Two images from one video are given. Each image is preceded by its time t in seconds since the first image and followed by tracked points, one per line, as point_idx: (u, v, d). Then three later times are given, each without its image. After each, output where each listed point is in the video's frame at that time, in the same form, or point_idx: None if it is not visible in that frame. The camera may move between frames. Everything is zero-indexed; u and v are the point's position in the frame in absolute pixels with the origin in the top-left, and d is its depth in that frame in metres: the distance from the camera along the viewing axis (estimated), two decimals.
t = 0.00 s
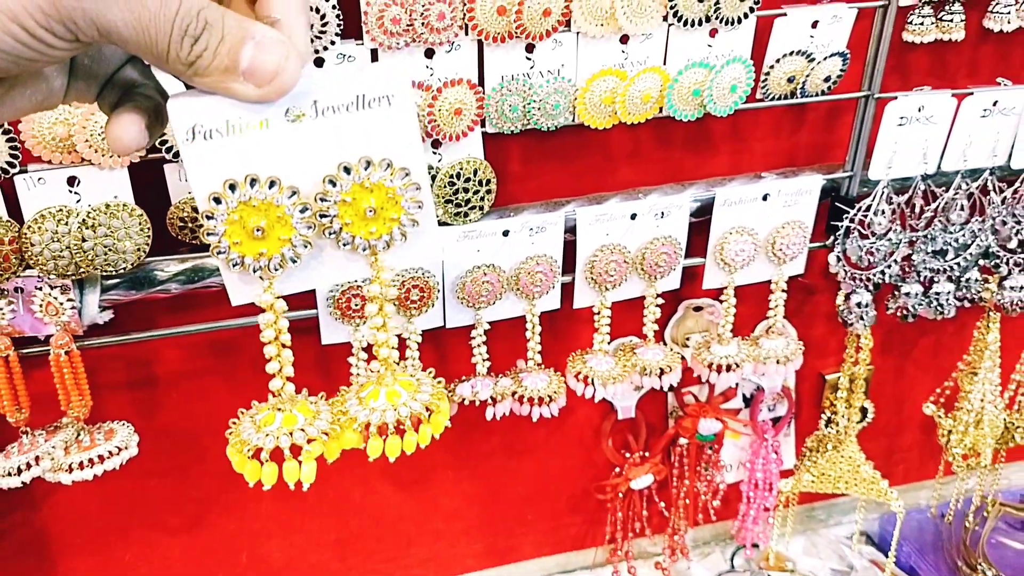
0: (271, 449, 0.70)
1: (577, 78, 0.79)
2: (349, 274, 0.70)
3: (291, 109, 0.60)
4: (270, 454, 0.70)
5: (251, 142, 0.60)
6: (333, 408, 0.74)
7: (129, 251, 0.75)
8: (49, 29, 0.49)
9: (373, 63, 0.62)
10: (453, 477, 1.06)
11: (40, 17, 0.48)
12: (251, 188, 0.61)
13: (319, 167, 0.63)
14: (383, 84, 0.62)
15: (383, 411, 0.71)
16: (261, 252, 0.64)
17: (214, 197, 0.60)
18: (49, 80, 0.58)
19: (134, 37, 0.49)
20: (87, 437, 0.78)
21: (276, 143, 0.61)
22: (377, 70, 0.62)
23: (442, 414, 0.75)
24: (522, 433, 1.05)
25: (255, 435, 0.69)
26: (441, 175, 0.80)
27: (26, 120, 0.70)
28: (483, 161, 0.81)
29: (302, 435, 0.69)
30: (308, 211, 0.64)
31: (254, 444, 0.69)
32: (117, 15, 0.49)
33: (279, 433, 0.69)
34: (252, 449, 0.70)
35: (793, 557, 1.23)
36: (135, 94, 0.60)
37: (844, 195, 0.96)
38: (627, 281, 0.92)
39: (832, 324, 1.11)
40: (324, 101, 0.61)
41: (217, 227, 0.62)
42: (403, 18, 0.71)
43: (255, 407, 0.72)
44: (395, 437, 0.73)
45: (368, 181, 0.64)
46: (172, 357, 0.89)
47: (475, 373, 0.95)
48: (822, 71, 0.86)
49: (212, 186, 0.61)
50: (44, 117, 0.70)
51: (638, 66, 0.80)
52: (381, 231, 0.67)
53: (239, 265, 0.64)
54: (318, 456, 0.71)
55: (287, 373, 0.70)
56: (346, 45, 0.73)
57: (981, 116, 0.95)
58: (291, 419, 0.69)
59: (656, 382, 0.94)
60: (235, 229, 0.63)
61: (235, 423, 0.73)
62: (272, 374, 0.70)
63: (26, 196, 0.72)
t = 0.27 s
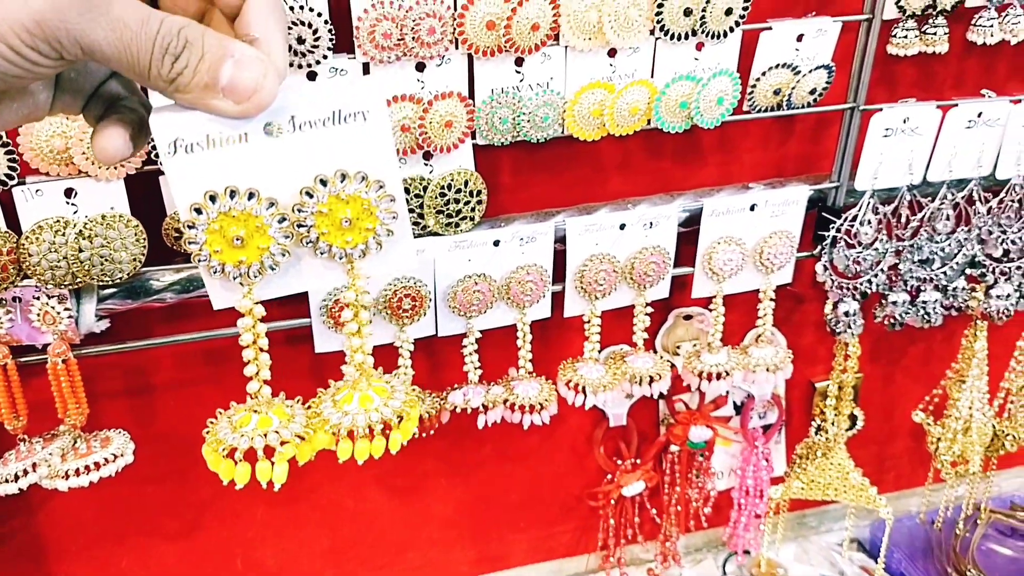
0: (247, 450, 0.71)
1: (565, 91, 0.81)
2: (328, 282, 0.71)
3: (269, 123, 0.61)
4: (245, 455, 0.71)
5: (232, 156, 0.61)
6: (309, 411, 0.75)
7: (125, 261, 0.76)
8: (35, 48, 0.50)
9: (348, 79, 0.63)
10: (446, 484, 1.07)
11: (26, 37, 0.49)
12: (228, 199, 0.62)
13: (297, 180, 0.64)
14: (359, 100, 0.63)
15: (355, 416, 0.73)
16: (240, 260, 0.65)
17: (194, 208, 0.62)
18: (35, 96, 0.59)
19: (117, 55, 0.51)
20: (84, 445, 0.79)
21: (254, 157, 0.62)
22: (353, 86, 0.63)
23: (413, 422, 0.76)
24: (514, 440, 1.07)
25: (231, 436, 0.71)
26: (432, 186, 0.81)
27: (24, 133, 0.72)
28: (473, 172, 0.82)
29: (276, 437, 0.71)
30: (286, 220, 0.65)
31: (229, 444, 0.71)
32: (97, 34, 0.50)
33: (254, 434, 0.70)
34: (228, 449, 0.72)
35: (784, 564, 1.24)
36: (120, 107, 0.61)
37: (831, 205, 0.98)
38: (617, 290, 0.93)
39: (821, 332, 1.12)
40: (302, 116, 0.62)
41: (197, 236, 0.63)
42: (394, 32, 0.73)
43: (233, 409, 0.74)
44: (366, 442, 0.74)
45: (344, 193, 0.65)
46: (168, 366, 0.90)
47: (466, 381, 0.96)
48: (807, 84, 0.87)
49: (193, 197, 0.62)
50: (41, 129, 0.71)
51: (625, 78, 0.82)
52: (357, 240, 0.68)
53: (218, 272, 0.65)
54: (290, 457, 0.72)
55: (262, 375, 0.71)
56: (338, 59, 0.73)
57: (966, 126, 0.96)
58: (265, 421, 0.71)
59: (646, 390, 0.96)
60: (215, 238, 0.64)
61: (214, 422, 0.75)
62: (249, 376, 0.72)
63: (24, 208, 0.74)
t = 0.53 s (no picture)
0: (220, 458, 0.73)
1: (548, 106, 0.83)
2: (295, 296, 0.74)
3: (238, 145, 0.64)
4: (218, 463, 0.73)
5: (201, 175, 0.64)
6: (280, 420, 0.77)
7: (117, 274, 0.78)
8: (13, 75, 0.52)
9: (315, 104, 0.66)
10: (435, 492, 1.08)
11: (5, 65, 0.51)
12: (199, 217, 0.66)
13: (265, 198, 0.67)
14: (324, 123, 0.67)
15: (323, 423, 0.74)
16: (211, 275, 0.68)
17: (167, 224, 0.65)
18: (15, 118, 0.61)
19: (92, 82, 0.53)
20: (77, 454, 0.81)
21: (224, 177, 0.65)
22: (317, 110, 0.66)
23: (382, 428, 0.77)
24: (502, 448, 1.08)
25: (204, 445, 0.72)
26: (417, 200, 0.83)
27: (17, 150, 0.73)
28: (459, 186, 0.83)
29: (247, 445, 0.73)
30: (254, 237, 0.68)
31: (202, 453, 0.73)
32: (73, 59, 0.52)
33: (226, 443, 0.72)
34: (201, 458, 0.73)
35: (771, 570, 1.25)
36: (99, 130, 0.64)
37: (812, 217, 0.99)
38: (601, 301, 0.94)
39: (805, 341, 1.14)
40: (269, 138, 0.65)
41: (169, 252, 0.66)
42: (380, 50, 0.74)
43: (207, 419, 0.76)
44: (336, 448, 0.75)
45: (310, 211, 0.68)
46: (161, 376, 0.91)
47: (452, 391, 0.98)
48: (787, 99, 0.89)
49: (166, 214, 0.65)
50: (34, 145, 0.73)
51: (607, 94, 0.83)
52: (324, 255, 0.70)
53: (190, 286, 0.68)
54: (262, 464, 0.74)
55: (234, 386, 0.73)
56: (324, 76, 0.73)
57: (944, 139, 0.97)
58: (237, 430, 0.73)
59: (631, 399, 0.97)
60: (186, 253, 0.67)
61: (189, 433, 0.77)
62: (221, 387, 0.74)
63: (17, 222, 0.75)
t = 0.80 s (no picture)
0: (199, 452, 0.75)
1: (534, 115, 0.84)
2: (272, 297, 0.76)
3: (215, 155, 0.66)
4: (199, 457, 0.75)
5: (180, 183, 0.66)
6: (259, 414, 0.79)
7: (109, 280, 0.79)
8: None
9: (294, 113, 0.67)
10: (425, 495, 1.10)
11: None
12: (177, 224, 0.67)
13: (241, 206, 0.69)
14: (301, 133, 0.68)
15: (300, 418, 0.76)
16: (189, 278, 0.70)
17: (145, 230, 0.67)
18: None
19: (72, 93, 0.54)
20: (71, 457, 0.82)
21: (202, 185, 0.67)
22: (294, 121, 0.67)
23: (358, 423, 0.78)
24: (492, 451, 1.10)
25: (184, 440, 0.74)
26: (405, 208, 0.84)
27: (12, 158, 0.75)
28: (446, 194, 0.85)
29: (225, 440, 0.75)
30: (231, 242, 0.69)
31: (183, 447, 0.75)
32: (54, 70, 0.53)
33: (205, 438, 0.74)
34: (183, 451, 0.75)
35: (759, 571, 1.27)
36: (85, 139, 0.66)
37: (796, 223, 1.01)
38: (588, 306, 0.96)
39: (792, 346, 1.15)
40: (245, 148, 0.66)
41: (149, 256, 0.68)
42: (367, 61, 0.76)
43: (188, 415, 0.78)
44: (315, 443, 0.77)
45: (285, 218, 0.70)
46: (153, 381, 0.93)
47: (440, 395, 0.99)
48: (769, 107, 0.91)
49: (145, 221, 0.67)
50: (28, 154, 0.75)
51: (592, 103, 0.85)
52: (298, 260, 0.72)
53: (168, 288, 0.70)
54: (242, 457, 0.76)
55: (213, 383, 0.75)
56: (314, 86, 0.77)
57: (926, 147, 0.99)
58: (217, 424, 0.75)
59: (617, 403, 0.98)
60: (166, 257, 0.69)
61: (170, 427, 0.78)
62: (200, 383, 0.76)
63: (12, 230, 0.77)
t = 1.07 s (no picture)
0: (178, 457, 0.77)
1: (523, 128, 0.86)
2: (247, 313, 0.78)
3: (196, 180, 0.68)
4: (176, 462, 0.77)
5: (163, 205, 0.68)
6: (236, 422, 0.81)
7: (107, 290, 0.81)
8: None
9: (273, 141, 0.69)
10: (418, 499, 1.11)
11: None
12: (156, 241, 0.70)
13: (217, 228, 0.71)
14: (275, 164, 0.70)
15: (273, 429, 0.78)
16: (167, 292, 0.72)
17: (127, 246, 0.69)
18: None
19: (61, 118, 0.56)
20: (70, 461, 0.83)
21: (181, 207, 0.69)
22: (271, 153, 0.69)
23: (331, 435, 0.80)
24: (484, 456, 1.11)
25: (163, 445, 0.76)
26: (397, 219, 0.86)
27: (12, 171, 0.77)
28: (437, 205, 0.87)
29: (201, 446, 0.77)
30: (206, 260, 0.72)
31: (163, 453, 0.77)
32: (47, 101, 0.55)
33: (183, 444, 0.76)
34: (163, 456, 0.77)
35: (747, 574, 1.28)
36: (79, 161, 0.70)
37: (780, 232, 1.03)
38: (577, 314, 0.98)
39: (779, 352, 1.17)
40: (223, 175, 0.69)
41: (130, 270, 0.71)
42: (358, 76, 0.78)
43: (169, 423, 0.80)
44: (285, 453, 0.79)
45: (258, 240, 0.72)
46: (150, 387, 0.95)
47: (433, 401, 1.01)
48: (752, 119, 0.93)
49: (127, 238, 0.69)
50: (28, 167, 0.76)
51: (579, 116, 0.87)
52: (271, 279, 0.74)
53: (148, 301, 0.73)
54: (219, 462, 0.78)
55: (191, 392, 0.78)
56: (307, 100, 0.79)
57: (907, 158, 1.01)
58: (194, 431, 0.77)
59: (606, 408, 1.00)
60: (145, 273, 0.71)
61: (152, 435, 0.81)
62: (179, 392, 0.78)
63: (12, 240, 0.78)
